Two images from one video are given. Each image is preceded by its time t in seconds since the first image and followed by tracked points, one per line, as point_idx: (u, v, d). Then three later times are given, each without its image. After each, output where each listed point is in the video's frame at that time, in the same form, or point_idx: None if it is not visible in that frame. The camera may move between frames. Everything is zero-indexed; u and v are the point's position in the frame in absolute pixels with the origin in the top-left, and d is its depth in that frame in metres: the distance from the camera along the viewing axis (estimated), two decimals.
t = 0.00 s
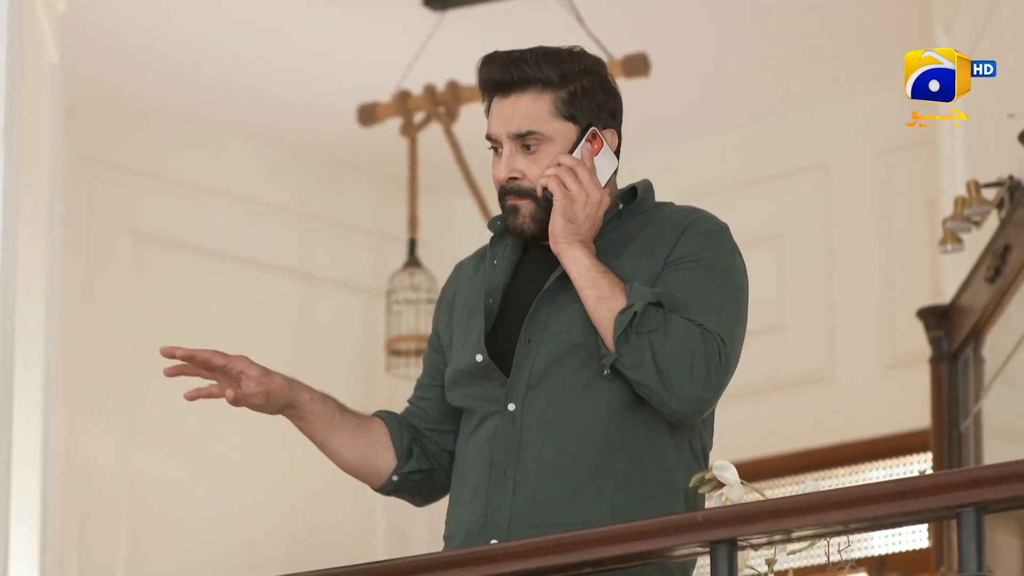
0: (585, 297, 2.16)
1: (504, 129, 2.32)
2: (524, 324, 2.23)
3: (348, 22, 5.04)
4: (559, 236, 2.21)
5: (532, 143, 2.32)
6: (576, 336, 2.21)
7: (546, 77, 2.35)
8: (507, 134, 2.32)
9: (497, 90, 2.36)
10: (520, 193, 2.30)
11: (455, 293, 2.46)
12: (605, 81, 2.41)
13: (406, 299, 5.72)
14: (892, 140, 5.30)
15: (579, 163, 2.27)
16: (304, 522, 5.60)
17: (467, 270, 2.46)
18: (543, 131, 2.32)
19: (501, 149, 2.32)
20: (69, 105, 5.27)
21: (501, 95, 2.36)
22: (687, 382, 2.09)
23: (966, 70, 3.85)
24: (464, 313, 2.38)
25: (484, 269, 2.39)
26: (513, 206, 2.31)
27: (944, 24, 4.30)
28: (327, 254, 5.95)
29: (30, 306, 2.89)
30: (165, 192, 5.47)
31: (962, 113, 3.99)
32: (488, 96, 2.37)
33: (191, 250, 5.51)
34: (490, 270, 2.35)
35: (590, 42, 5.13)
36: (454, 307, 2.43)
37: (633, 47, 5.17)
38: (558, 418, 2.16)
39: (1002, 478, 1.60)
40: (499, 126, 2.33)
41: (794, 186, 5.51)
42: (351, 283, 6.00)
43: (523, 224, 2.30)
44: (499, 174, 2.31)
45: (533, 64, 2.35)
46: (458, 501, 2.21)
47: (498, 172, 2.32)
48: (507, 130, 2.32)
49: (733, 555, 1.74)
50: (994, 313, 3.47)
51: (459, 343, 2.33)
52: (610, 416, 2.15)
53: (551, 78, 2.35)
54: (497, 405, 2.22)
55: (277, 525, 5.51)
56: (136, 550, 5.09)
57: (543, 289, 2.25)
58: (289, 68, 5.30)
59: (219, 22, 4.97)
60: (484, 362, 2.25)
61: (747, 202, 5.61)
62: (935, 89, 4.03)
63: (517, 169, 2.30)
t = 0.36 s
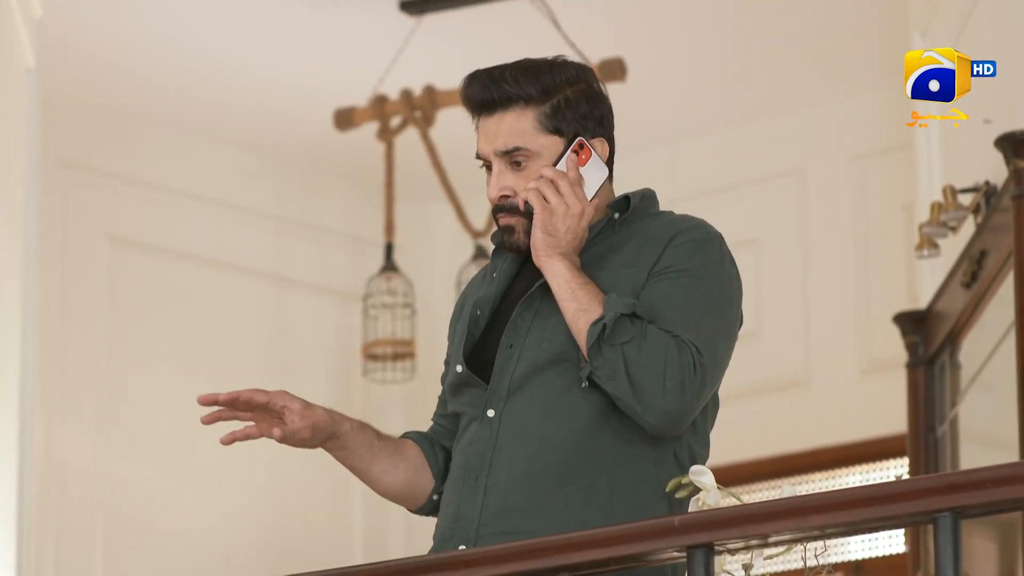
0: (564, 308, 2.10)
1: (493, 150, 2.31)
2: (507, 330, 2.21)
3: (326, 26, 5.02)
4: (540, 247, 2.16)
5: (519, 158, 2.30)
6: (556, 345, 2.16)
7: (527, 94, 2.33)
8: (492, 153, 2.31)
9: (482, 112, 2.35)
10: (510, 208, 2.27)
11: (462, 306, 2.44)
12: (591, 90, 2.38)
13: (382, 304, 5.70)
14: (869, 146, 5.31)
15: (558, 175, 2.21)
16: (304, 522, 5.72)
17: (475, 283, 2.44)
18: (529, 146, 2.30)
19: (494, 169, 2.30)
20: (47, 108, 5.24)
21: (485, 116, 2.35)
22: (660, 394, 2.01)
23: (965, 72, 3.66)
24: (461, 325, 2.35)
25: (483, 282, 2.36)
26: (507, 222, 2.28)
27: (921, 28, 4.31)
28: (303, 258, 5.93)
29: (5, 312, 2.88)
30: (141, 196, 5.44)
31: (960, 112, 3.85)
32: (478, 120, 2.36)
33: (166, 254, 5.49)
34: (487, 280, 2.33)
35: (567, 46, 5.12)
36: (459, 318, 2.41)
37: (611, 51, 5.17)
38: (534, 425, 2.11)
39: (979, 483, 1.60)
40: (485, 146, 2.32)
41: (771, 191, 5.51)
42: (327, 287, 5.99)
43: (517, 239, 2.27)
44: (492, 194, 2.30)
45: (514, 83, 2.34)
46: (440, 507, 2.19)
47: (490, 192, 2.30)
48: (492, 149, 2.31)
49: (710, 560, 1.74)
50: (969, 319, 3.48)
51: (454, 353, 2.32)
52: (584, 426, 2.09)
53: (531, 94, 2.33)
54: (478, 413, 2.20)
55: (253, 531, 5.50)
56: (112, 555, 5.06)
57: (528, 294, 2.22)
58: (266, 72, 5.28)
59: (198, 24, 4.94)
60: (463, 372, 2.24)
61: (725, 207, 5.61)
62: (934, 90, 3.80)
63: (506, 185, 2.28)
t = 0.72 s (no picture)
0: (598, 333, 2.12)
1: (527, 142, 2.23)
2: (520, 341, 2.19)
3: (323, 26, 5.02)
4: (579, 266, 2.15)
5: (554, 157, 2.23)
6: (570, 362, 2.17)
7: (572, 90, 2.25)
8: (530, 145, 2.22)
9: (518, 97, 2.25)
10: (538, 207, 2.23)
11: (439, 279, 2.39)
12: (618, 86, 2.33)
13: (381, 303, 5.70)
14: (867, 146, 5.32)
15: (605, 190, 2.17)
16: (303, 521, 5.70)
17: (453, 256, 2.40)
18: (568, 146, 2.23)
19: (523, 162, 2.23)
20: (45, 108, 5.24)
21: (521, 102, 2.25)
22: (691, 440, 2.08)
23: (965, 72, 3.67)
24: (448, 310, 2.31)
25: (466, 266, 2.34)
26: (527, 218, 2.24)
27: (920, 28, 4.31)
28: (302, 258, 5.93)
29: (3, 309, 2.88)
30: (140, 195, 5.44)
31: (960, 113, 3.85)
32: (508, 101, 2.26)
33: (165, 253, 5.49)
34: (485, 269, 2.30)
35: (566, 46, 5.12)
36: (434, 293, 2.37)
37: (609, 50, 5.16)
38: (543, 443, 2.14)
39: (977, 483, 1.60)
40: (522, 136, 2.23)
41: (770, 192, 5.51)
42: (325, 286, 5.99)
43: (536, 238, 2.23)
44: (517, 187, 2.23)
45: (560, 74, 2.25)
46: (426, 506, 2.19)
47: (517, 183, 2.23)
48: (529, 141, 2.23)
49: (708, 560, 1.73)
50: (968, 319, 3.48)
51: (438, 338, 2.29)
52: (595, 449, 2.13)
53: (575, 91, 2.25)
54: (479, 416, 2.18)
55: (252, 531, 5.48)
56: (111, 555, 5.06)
57: (544, 306, 2.21)
58: (263, 72, 5.29)
59: (196, 26, 4.95)
60: (470, 377, 2.19)
61: (724, 208, 5.61)
62: (935, 89, 3.80)
63: (538, 183, 2.22)
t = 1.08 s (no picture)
0: (594, 363, 2.16)
1: (499, 183, 2.19)
2: (510, 386, 2.21)
3: (323, 26, 5.04)
4: (568, 302, 2.16)
5: (523, 194, 2.20)
6: (558, 389, 2.22)
7: (537, 128, 2.22)
8: (501, 184, 2.19)
9: (485, 136, 2.21)
10: (506, 244, 2.20)
11: (372, 311, 2.30)
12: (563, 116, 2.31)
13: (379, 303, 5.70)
14: (864, 146, 5.32)
15: (587, 224, 2.15)
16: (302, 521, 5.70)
17: (383, 288, 2.32)
18: (537, 184, 2.20)
19: (495, 202, 2.19)
20: (45, 108, 5.28)
21: (486, 141, 2.21)
22: (690, 442, 2.21)
23: (966, 73, 3.68)
24: (409, 350, 2.27)
25: (422, 305, 2.29)
26: (493, 254, 2.20)
27: (918, 28, 4.30)
28: (299, 258, 5.93)
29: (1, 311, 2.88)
30: (138, 195, 5.44)
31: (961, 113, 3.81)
32: (473, 141, 2.22)
33: (163, 253, 5.49)
34: (442, 308, 2.26)
35: (564, 47, 5.12)
36: (376, 330, 2.29)
37: (606, 51, 5.17)
38: (547, 473, 2.19)
39: (975, 483, 1.60)
40: (492, 175, 2.19)
41: (768, 191, 5.52)
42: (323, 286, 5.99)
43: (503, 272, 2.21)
44: (489, 227, 2.19)
45: (526, 112, 2.22)
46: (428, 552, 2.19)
47: (486, 222, 2.19)
48: (501, 179, 2.19)
49: (706, 559, 1.73)
50: (965, 319, 3.48)
51: (406, 379, 2.24)
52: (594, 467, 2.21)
53: (543, 128, 2.22)
54: (480, 458, 2.19)
55: (249, 532, 5.44)
56: (109, 555, 5.06)
57: (521, 342, 2.23)
58: (262, 73, 5.30)
59: (196, 27, 4.97)
60: (478, 425, 2.19)
61: (721, 208, 5.61)
62: (935, 90, 3.82)
63: (509, 221, 2.19)
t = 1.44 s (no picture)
0: (558, 346, 2.14)
1: (464, 167, 2.15)
2: (477, 370, 2.15)
3: (323, 26, 5.05)
4: (532, 284, 2.14)
5: (486, 179, 2.16)
6: (526, 374, 2.17)
7: (498, 112, 2.19)
8: (466, 168, 2.15)
9: (448, 121, 2.17)
10: (472, 230, 2.14)
11: (336, 304, 2.21)
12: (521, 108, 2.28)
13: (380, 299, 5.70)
14: (864, 142, 5.32)
15: (551, 206, 2.16)
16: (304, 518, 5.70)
17: (347, 282, 2.23)
18: (501, 169, 2.17)
19: (459, 187, 2.15)
20: (45, 107, 5.28)
21: (450, 126, 2.17)
22: (655, 427, 2.18)
23: (965, 73, 3.65)
24: (376, 339, 2.18)
25: (387, 295, 2.21)
26: (458, 241, 2.15)
27: (918, 26, 4.30)
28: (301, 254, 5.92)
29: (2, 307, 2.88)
30: (138, 192, 5.44)
31: (960, 113, 3.82)
32: (436, 126, 2.18)
33: (164, 250, 5.48)
34: (407, 297, 2.18)
35: (565, 44, 5.12)
36: (339, 323, 2.20)
37: (608, 49, 5.17)
38: (520, 461, 2.13)
39: (976, 480, 1.60)
40: (457, 159, 2.15)
41: (768, 189, 5.52)
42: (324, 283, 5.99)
43: (468, 262, 2.16)
44: (453, 212, 2.14)
45: (488, 97, 2.19)
46: (401, 542, 2.11)
47: (451, 207, 2.14)
48: (466, 163, 2.15)
49: (707, 556, 1.73)
50: (968, 315, 3.47)
51: (372, 369, 2.16)
52: (563, 454, 2.16)
53: (505, 112, 2.19)
54: (452, 445, 2.12)
55: (247, 530, 5.40)
56: (111, 553, 5.06)
57: (487, 326, 2.17)
58: (264, 71, 5.30)
59: (198, 26, 4.98)
60: (450, 409, 2.12)
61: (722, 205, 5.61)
62: (935, 90, 3.80)
63: (474, 206, 2.14)
